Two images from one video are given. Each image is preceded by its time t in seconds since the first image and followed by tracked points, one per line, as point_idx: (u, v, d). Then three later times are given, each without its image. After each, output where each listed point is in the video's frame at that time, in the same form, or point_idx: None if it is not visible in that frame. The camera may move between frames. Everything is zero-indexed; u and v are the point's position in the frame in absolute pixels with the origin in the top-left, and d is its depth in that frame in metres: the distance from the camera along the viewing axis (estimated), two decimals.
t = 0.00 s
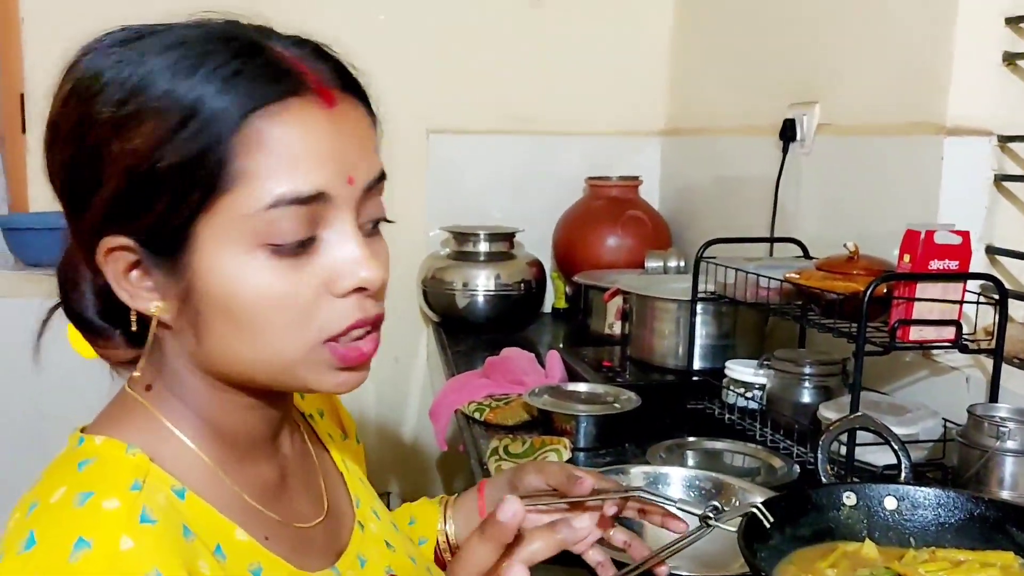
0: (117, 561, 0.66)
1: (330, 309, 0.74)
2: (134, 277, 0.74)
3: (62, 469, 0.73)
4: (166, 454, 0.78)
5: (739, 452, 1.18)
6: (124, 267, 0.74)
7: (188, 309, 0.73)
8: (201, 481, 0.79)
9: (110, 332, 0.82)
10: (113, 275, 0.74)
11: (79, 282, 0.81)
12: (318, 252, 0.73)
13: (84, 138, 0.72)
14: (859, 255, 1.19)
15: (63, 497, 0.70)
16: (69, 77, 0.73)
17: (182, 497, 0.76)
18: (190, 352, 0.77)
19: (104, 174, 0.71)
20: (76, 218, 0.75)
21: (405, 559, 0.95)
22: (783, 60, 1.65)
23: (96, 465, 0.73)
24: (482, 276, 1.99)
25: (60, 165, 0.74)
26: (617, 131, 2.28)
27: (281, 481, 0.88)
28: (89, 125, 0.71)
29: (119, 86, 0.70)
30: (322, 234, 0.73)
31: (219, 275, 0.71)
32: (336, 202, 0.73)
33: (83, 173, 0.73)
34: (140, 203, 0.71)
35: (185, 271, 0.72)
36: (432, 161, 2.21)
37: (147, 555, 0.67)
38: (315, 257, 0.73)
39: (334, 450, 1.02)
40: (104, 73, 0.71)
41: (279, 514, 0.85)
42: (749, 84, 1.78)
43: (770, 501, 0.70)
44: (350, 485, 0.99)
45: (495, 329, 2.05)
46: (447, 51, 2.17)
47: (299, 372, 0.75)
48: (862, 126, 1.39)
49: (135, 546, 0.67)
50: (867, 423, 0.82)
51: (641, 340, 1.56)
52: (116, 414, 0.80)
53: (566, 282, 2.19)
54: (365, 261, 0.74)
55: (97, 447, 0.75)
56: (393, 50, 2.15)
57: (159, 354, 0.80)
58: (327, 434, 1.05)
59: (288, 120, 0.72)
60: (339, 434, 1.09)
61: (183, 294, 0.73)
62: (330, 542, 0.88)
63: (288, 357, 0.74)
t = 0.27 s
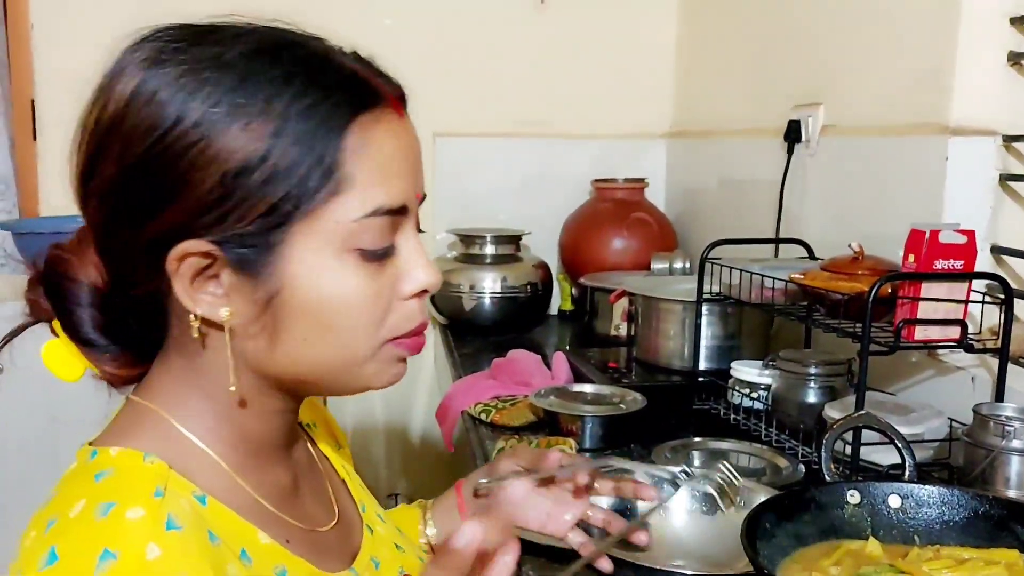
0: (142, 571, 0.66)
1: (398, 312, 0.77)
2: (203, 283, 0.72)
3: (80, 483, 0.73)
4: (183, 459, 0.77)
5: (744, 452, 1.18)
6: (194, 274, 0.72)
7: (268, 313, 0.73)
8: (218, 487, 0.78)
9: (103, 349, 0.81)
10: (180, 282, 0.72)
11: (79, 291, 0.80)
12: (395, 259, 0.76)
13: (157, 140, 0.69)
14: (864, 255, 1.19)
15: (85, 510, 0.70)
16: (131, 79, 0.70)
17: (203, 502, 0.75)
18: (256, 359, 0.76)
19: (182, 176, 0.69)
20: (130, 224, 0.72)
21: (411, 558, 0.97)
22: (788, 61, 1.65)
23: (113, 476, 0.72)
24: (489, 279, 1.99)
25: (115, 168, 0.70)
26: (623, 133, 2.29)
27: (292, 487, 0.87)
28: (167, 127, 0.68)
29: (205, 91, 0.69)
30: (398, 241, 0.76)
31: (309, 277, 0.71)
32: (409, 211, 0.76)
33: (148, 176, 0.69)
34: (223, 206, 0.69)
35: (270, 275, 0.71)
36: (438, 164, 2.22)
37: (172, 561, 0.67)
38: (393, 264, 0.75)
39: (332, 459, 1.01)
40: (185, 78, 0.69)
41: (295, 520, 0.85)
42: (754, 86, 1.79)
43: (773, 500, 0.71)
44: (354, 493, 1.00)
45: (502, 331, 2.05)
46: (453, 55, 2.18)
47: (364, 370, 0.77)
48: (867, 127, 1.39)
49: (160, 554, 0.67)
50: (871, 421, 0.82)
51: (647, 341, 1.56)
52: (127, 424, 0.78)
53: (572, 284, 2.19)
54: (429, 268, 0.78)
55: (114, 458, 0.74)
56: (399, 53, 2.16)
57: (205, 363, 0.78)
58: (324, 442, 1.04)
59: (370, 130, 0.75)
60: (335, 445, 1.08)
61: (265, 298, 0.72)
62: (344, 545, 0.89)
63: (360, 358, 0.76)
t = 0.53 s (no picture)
0: None
1: (412, 321, 0.78)
2: (232, 276, 0.71)
3: (77, 490, 0.70)
4: (183, 460, 0.75)
5: (744, 447, 1.17)
6: (228, 265, 0.70)
7: (297, 312, 0.72)
8: (219, 488, 0.77)
9: (96, 338, 0.79)
10: (212, 272, 0.70)
11: (78, 274, 0.77)
12: (419, 266, 0.76)
13: (207, 127, 0.68)
14: (863, 249, 1.19)
15: (84, 517, 0.67)
16: (181, 66, 0.69)
17: (205, 505, 0.73)
18: (274, 357, 0.74)
19: (225, 164, 0.68)
20: (160, 211, 0.70)
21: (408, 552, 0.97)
22: (788, 57, 1.64)
23: (112, 482, 0.69)
24: (489, 276, 1.99)
25: (151, 151, 0.69)
26: (623, 130, 2.28)
27: (290, 484, 0.87)
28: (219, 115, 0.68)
29: (261, 86, 0.69)
30: (423, 250, 0.77)
31: (342, 275, 0.71)
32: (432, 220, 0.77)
33: (189, 163, 0.68)
34: (266, 199, 0.69)
35: (304, 272, 0.71)
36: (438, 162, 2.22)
37: (182, 565, 0.64)
38: (418, 272, 0.76)
39: (322, 457, 1.00)
40: (241, 70, 0.69)
41: (295, 518, 0.84)
42: (754, 82, 1.78)
43: (769, 492, 0.70)
44: (344, 490, 0.99)
45: (502, 328, 2.05)
46: (453, 52, 2.18)
47: (365, 379, 0.77)
48: (866, 122, 1.38)
49: (169, 559, 0.64)
50: (869, 413, 0.82)
51: (647, 337, 1.56)
52: (120, 425, 0.76)
53: (572, 282, 2.19)
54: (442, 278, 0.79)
55: (111, 464, 0.71)
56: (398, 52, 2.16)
57: (221, 360, 0.76)
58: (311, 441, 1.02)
59: (410, 140, 0.76)
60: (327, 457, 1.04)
61: (297, 296, 0.72)
62: (342, 541, 0.89)
63: (368, 365, 0.76)
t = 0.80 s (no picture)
0: (114, 566, 0.61)
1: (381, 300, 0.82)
2: (278, 251, 0.69)
3: (31, 478, 0.68)
4: (146, 444, 0.72)
5: (713, 423, 1.18)
6: (270, 243, 0.68)
7: (319, 292, 0.72)
8: (184, 471, 0.74)
9: (77, 298, 0.66)
10: (255, 248, 0.68)
11: (56, 229, 0.66)
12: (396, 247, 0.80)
13: (262, 102, 0.65)
14: (831, 226, 1.19)
15: (42, 507, 0.65)
16: (228, 35, 0.65)
17: (168, 487, 0.71)
18: (288, 338, 0.74)
19: (276, 142, 0.66)
20: (192, 183, 0.65)
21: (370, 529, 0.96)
22: (760, 35, 1.64)
23: (68, 470, 0.67)
24: (462, 257, 1.98)
25: (212, 122, 0.64)
26: (597, 110, 2.28)
27: (251, 466, 0.85)
28: (275, 91, 0.66)
29: (311, 70, 0.68)
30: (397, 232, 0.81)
31: (358, 251, 0.73)
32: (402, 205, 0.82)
33: (238, 136, 0.65)
34: (310, 183, 0.68)
35: (335, 255, 0.72)
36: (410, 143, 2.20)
37: (146, 551, 0.63)
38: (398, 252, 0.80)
39: (280, 441, 0.98)
40: (292, 51, 0.67)
41: (258, 501, 0.82)
42: (727, 60, 1.78)
43: (733, 465, 0.70)
44: (303, 470, 0.98)
45: (476, 309, 2.04)
46: (425, 31, 2.16)
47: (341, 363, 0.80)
48: (836, 100, 1.39)
49: (133, 547, 0.63)
50: (833, 385, 0.83)
51: (619, 316, 1.56)
52: (75, 409, 0.72)
53: (546, 262, 2.19)
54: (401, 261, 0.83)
55: (66, 450, 0.69)
56: (369, 31, 2.13)
57: (245, 339, 0.73)
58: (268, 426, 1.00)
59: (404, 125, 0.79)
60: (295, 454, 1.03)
61: (326, 275, 0.72)
62: (305, 518, 0.88)
63: (350, 341, 0.79)
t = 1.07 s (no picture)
0: (91, 548, 0.62)
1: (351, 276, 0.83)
2: (253, 225, 0.70)
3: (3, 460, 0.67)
4: (119, 424, 0.72)
5: (696, 407, 1.18)
6: (246, 219, 0.69)
7: (294, 266, 0.74)
8: (158, 454, 0.74)
9: (53, 285, 0.65)
10: (232, 225, 0.68)
11: (25, 216, 0.65)
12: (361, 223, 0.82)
13: (229, 78, 0.66)
14: (811, 210, 1.20)
15: (15, 489, 0.64)
16: (190, 14, 0.66)
17: (144, 469, 0.70)
18: (265, 314, 0.74)
19: (247, 117, 0.67)
20: (165, 164, 0.65)
21: (348, 513, 0.96)
22: (740, 20, 1.64)
23: (40, 452, 0.66)
24: (445, 246, 1.97)
25: (179, 100, 0.64)
26: (580, 97, 2.28)
27: (225, 451, 0.85)
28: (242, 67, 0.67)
29: (274, 45, 0.69)
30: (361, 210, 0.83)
31: (330, 221, 0.75)
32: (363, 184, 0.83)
33: (209, 114, 0.65)
34: (283, 156, 0.69)
35: (308, 226, 0.73)
36: (392, 132, 2.19)
37: (123, 531, 0.63)
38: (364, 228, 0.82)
39: (254, 430, 0.98)
40: (255, 27, 0.68)
41: (234, 485, 0.82)
42: (708, 46, 1.78)
43: (710, 446, 0.71)
44: (277, 458, 0.98)
45: (460, 298, 2.04)
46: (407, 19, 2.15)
47: (313, 340, 0.81)
48: (816, 84, 1.39)
49: (109, 527, 0.63)
50: (812, 366, 0.83)
51: (602, 302, 1.56)
52: (45, 395, 0.72)
53: (530, 250, 2.19)
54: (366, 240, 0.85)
55: (39, 432, 0.68)
56: (349, 20, 2.12)
57: (222, 317, 0.73)
58: (243, 418, 1.00)
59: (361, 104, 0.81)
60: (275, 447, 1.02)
61: (301, 247, 0.73)
62: (282, 503, 0.88)
63: (326, 317, 0.80)
